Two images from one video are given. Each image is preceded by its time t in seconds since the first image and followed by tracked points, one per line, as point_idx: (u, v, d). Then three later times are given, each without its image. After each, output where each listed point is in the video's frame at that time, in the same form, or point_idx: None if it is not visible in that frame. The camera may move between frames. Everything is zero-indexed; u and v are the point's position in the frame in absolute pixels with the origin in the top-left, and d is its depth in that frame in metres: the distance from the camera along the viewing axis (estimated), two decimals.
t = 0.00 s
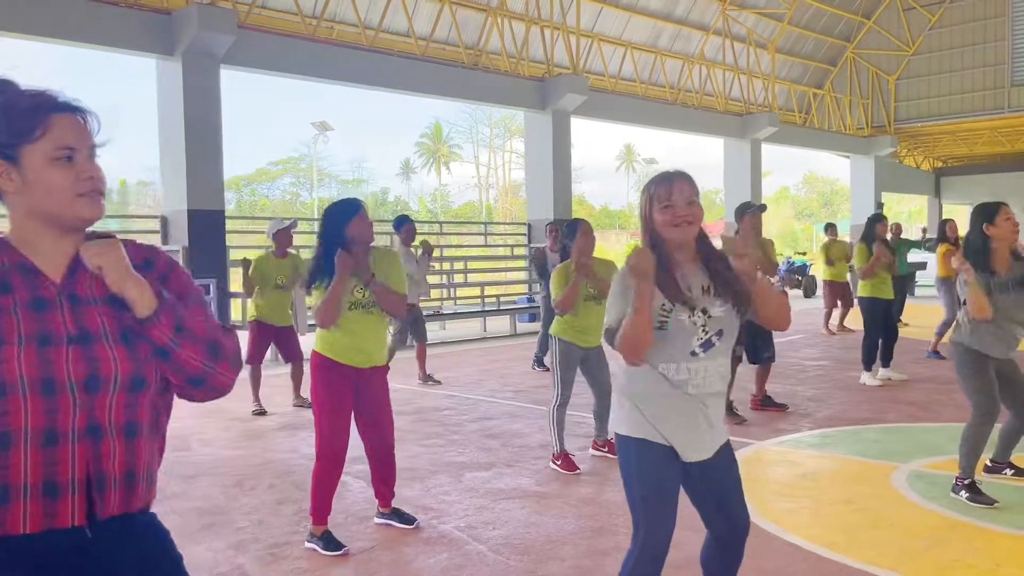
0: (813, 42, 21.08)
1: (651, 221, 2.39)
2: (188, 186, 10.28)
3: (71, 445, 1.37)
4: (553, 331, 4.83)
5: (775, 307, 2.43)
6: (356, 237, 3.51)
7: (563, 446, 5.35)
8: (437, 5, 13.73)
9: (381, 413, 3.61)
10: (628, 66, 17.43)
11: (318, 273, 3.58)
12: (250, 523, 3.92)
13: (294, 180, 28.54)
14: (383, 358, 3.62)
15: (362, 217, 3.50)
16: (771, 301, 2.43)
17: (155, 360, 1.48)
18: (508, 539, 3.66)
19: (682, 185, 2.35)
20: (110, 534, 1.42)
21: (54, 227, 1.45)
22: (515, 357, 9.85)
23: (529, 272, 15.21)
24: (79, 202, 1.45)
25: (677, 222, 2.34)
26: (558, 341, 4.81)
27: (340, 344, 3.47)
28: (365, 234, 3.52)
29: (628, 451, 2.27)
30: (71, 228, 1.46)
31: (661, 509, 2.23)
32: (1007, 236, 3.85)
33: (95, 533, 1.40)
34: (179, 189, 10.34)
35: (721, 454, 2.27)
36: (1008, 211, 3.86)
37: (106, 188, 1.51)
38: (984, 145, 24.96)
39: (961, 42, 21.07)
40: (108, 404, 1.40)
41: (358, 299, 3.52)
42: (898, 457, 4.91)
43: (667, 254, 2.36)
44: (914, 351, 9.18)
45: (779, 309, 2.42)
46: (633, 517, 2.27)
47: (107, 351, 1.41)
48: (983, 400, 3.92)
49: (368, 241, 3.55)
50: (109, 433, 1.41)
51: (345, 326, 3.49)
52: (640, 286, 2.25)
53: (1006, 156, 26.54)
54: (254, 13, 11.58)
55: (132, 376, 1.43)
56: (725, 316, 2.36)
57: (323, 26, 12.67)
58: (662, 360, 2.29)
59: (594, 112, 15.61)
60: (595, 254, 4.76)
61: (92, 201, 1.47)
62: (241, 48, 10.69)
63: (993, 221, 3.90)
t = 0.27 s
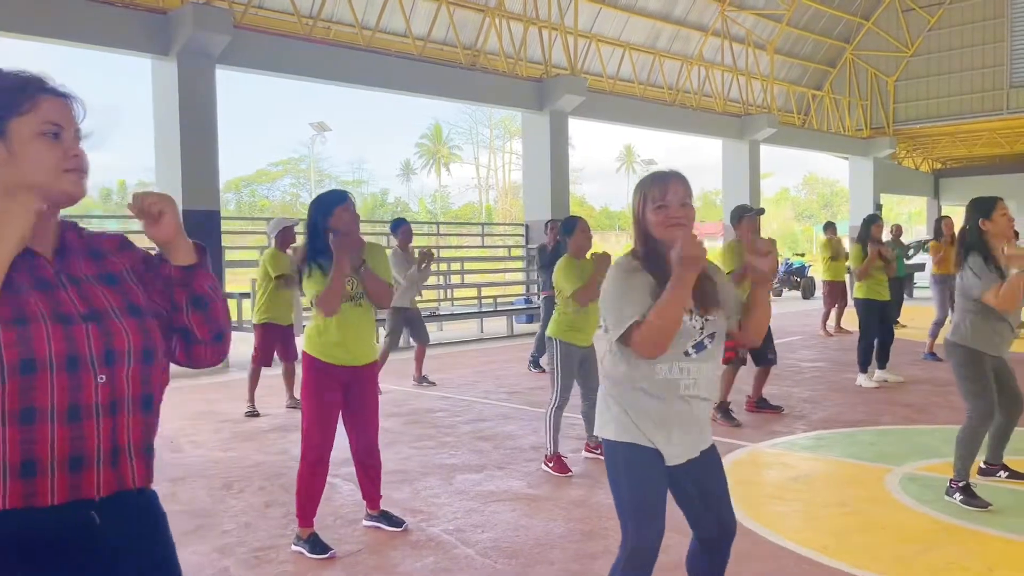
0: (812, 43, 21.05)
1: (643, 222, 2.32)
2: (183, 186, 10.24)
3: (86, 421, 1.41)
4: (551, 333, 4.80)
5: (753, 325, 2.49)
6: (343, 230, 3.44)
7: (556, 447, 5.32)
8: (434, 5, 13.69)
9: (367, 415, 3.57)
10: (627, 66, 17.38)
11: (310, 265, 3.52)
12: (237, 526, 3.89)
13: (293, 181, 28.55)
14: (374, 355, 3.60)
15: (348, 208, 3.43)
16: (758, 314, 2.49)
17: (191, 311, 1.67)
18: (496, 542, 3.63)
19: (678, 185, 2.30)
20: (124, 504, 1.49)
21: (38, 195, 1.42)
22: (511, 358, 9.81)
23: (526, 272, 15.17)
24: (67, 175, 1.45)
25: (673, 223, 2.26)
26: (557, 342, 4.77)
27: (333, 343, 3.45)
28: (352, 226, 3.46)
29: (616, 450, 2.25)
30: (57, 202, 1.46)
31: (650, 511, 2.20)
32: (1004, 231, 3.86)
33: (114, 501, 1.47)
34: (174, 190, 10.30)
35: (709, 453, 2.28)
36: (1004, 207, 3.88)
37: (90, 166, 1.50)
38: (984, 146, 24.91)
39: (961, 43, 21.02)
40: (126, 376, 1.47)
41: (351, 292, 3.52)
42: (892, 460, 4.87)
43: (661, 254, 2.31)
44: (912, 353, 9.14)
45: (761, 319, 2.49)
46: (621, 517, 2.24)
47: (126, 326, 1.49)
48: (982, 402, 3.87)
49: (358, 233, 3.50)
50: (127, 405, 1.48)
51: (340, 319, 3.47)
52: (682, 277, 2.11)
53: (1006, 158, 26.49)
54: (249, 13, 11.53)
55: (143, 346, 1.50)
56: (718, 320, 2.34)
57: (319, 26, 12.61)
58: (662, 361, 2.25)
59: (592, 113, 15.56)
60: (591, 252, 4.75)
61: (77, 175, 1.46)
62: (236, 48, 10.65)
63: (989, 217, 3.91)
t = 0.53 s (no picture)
0: (812, 44, 21.03)
1: (633, 220, 2.31)
2: (181, 186, 10.23)
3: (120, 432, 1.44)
4: (548, 336, 4.77)
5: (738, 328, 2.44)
6: (334, 235, 3.44)
7: (551, 448, 5.30)
8: (432, 5, 13.67)
9: (371, 418, 3.55)
10: (626, 67, 17.37)
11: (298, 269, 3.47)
12: (229, 527, 3.88)
13: (294, 181, 28.57)
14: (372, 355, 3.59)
15: (340, 214, 3.44)
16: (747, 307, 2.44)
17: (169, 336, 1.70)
18: (490, 543, 3.62)
19: (667, 181, 2.28)
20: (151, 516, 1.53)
21: (32, 215, 1.42)
22: (509, 359, 9.80)
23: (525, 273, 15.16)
24: (59, 186, 1.43)
25: (666, 218, 2.27)
26: (557, 346, 4.74)
27: (338, 350, 3.44)
28: (342, 233, 3.46)
29: (614, 457, 2.21)
30: (48, 213, 1.44)
31: (646, 517, 2.16)
32: (1002, 233, 3.90)
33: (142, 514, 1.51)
34: (172, 191, 10.29)
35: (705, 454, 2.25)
36: (1001, 211, 3.91)
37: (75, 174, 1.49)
38: (983, 147, 24.88)
39: (961, 43, 21.00)
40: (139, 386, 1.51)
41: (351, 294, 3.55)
42: (889, 460, 4.85)
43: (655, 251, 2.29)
44: (911, 354, 9.13)
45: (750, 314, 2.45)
46: (621, 523, 2.22)
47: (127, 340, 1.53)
48: (985, 405, 3.83)
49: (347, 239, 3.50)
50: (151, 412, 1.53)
51: (342, 322, 3.48)
52: (730, 274, 2.04)
53: (1006, 159, 26.47)
54: (247, 14, 11.52)
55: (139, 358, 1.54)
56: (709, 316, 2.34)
57: (317, 26, 12.59)
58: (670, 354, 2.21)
59: (591, 114, 15.53)
60: (589, 254, 4.75)
61: (70, 187, 1.45)
62: (234, 48, 10.64)
63: (986, 220, 3.95)
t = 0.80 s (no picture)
0: (813, 44, 21.01)
1: (618, 224, 2.31)
2: (178, 187, 10.21)
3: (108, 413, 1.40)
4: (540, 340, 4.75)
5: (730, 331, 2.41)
6: (323, 234, 3.44)
7: (547, 450, 5.27)
8: (432, 5, 13.65)
9: (362, 416, 3.54)
10: (626, 67, 17.35)
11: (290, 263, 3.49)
12: (222, 529, 3.84)
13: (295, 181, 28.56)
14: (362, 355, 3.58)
15: (327, 211, 3.43)
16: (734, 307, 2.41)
17: (155, 327, 1.61)
18: (484, 546, 3.59)
19: (650, 185, 2.28)
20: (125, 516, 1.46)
21: None
22: (507, 360, 9.77)
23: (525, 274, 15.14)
24: (19, 177, 1.40)
25: (649, 224, 2.26)
26: (547, 350, 4.73)
27: (329, 347, 3.41)
28: (331, 230, 3.46)
29: (605, 463, 2.20)
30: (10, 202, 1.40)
31: (636, 518, 2.14)
32: (994, 236, 3.85)
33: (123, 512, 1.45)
34: (170, 191, 10.28)
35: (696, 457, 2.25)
36: (994, 212, 3.86)
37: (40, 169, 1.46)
38: (984, 147, 24.84)
39: (961, 44, 20.96)
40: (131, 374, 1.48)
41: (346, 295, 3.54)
42: (887, 463, 4.83)
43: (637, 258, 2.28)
44: (910, 355, 9.10)
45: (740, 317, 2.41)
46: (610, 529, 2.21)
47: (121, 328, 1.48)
48: (981, 409, 3.83)
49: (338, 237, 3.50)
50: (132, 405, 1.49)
51: (335, 321, 3.46)
52: (679, 302, 2.08)
53: (1007, 160, 26.44)
54: (246, 14, 11.50)
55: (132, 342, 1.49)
56: (692, 324, 2.33)
57: (317, 27, 12.57)
58: (642, 365, 2.21)
59: (590, 114, 15.50)
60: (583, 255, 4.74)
61: (31, 177, 1.42)
62: (232, 48, 10.62)
63: (978, 223, 3.89)
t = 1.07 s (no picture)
0: (814, 44, 20.97)
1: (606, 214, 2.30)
2: (178, 187, 10.20)
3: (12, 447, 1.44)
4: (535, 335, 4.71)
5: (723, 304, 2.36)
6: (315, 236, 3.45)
7: (545, 451, 5.25)
8: (432, 5, 13.63)
9: (348, 416, 3.53)
10: (626, 67, 17.32)
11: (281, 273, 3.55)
12: (217, 531, 3.83)
13: (297, 182, 28.56)
14: (351, 362, 3.56)
15: (319, 214, 3.44)
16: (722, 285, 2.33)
17: (75, 348, 1.52)
18: (479, 548, 3.57)
19: (634, 176, 2.27)
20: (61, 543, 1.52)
21: None
22: (508, 360, 9.75)
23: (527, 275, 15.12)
24: None
25: (632, 217, 2.25)
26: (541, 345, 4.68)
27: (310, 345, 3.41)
28: (325, 233, 3.45)
29: (583, 458, 2.21)
30: None
31: (610, 521, 2.16)
32: (993, 233, 3.77)
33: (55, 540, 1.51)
34: (170, 192, 10.27)
35: (680, 455, 2.22)
36: (994, 209, 3.77)
37: None
38: (987, 147, 24.78)
39: (963, 43, 20.91)
40: (56, 400, 1.50)
41: (328, 295, 3.45)
42: (886, 463, 4.81)
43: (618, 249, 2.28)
44: (911, 355, 9.07)
45: (730, 295, 2.35)
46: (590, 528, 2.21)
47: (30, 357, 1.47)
48: (971, 406, 3.81)
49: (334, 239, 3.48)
50: (57, 434, 1.52)
51: (315, 320, 3.42)
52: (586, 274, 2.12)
53: (1009, 159, 26.39)
54: (246, 14, 11.49)
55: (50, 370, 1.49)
56: (681, 310, 2.27)
57: (317, 27, 12.56)
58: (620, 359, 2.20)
59: (591, 114, 15.47)
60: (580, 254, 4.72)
61: None
62: (232, 48, 10.61)
63: (978, 218, 3.81)
